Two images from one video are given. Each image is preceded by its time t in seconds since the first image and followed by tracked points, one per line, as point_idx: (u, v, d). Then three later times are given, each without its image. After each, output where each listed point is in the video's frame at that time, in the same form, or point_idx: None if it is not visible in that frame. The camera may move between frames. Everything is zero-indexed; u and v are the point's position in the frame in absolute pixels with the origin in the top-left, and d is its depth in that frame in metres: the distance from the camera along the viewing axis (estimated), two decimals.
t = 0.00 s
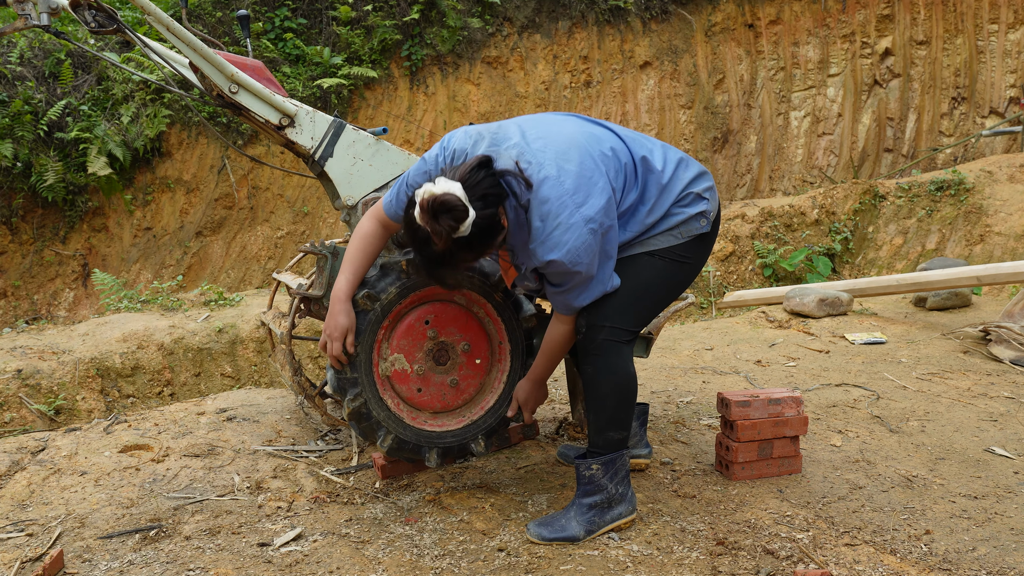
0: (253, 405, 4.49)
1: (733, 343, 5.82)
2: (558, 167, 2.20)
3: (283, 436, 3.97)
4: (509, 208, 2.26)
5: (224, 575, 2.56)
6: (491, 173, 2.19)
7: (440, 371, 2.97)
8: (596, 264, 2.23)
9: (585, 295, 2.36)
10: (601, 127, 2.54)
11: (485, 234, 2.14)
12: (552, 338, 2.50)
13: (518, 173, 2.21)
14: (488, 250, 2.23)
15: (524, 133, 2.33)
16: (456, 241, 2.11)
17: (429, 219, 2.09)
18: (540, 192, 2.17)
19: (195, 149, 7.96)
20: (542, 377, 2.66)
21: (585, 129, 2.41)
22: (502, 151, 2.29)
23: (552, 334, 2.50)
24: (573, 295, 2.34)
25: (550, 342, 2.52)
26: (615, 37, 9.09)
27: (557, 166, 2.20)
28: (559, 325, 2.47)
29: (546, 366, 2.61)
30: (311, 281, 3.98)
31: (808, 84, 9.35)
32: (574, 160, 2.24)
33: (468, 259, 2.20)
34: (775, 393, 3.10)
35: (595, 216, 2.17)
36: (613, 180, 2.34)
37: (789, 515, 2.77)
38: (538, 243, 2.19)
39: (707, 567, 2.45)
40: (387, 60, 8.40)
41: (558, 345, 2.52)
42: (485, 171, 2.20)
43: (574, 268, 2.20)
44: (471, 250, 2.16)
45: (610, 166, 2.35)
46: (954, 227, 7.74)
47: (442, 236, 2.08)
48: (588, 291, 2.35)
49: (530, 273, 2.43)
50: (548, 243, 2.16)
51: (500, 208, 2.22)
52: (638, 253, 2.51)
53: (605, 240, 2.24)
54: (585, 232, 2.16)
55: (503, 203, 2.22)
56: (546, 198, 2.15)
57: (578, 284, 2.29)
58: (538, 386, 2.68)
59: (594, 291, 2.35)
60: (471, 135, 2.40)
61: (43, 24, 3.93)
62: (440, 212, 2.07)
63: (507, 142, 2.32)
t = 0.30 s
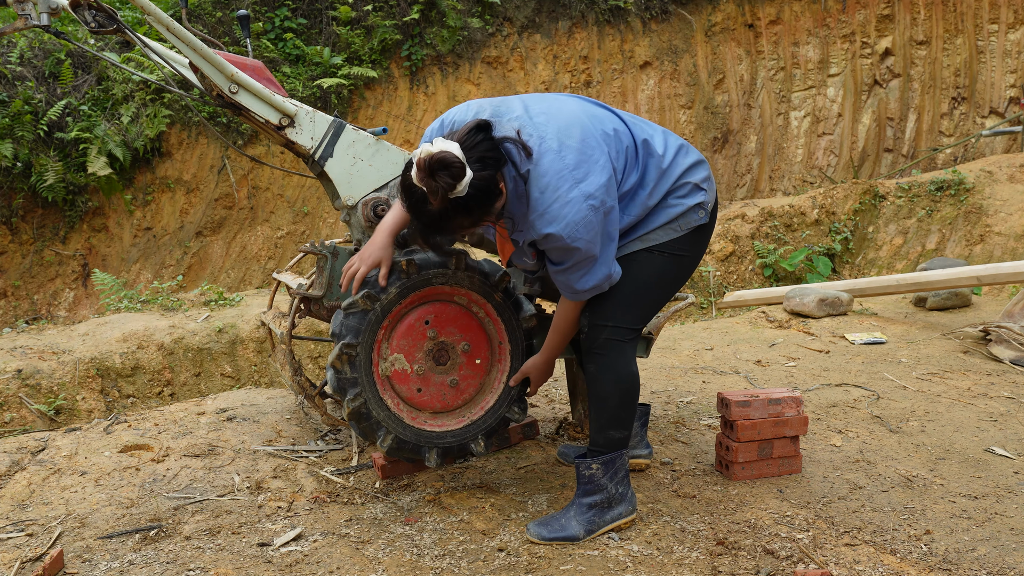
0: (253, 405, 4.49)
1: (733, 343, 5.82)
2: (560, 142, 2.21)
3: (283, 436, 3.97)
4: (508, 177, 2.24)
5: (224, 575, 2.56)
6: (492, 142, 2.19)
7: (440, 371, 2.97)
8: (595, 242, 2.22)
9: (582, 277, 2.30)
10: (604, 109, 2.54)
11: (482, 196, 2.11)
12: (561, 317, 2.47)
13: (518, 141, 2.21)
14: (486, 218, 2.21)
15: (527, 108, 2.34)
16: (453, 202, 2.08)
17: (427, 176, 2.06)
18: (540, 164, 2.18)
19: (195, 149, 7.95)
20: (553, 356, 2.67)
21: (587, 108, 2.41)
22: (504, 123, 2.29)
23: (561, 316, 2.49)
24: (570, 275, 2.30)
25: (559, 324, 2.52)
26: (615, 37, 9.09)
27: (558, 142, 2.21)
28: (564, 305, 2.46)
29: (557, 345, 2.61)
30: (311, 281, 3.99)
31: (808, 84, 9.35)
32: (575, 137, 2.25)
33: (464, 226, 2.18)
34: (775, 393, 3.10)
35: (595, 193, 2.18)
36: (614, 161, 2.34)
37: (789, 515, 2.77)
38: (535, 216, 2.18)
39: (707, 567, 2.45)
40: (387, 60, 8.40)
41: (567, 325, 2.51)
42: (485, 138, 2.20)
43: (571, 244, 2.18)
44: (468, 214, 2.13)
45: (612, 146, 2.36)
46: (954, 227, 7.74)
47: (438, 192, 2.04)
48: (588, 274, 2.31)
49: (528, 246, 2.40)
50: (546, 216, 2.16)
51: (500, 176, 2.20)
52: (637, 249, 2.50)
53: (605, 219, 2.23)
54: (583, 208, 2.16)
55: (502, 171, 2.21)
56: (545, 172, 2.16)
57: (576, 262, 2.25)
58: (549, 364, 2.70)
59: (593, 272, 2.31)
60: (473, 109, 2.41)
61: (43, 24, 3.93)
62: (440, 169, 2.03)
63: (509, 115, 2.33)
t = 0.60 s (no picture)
0: (253, 405, 4.49)
1: (733, 343, 5.82)
2: (542, 151, 2.22)
3: (283, 436, 3.97)
4: (492, 185, 2.25)
5: (224, 575, 2.56)
6: (473, 151, 2.21)
7: (440, 371, 2.97)
8: (577, 251, 2.21)
9: (565, 283, 2.31)
10: (596, 115, 2.53)
11: (466, 207, 2.12)
12: (557, 321, 2.54)
13: (499, 151, 2.22)
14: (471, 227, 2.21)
15: (512, 117, 2.34)
16: (437, 214, 2.09)
17: (409, 192, 2.05)
18: (520, 174, 2.19)
19: (195, 149, 7.95)
20: (548, 357, 2.77)
21: (575, 116, 2.41)
22: (488, 133, 2.30)
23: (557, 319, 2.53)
24: (555, 281, 2.31)
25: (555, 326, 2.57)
26: (615, 37, 9.09)
27: (540, 151, 2.21)
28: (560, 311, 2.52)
29: (552, 345, 2.69)
30: (311, 281, 4.00)
31: (807, 84, 9.35)
32: (558, 146, 2.25)
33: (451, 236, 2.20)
34: (775, 393, 3.10)
35: (576, 202, 2.17)
36: (600, 168, 2.34)
37: (789, 515, 2.77)
38: (516, 226, 2.19)
39: (707, 567, 2.45)
40: (387, 60, 8.40)
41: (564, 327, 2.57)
42: (467, 149, 2.22)
43: (552, 252, 2.18)
44: (455, 224, 2.15)
45: (598, 154, 2.35)
46: (954, 227, 7.74)
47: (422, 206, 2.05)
48: (573, 281, 2.31)
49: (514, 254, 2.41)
50: (526, 226, 2.17)
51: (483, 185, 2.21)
52: (632, 251, 2.50)
53: (588, 228, 2.22)
54: (563, 217, 2.15)
55: (485, 179, 2.23)
56: (525, 182, 2.17)
57: (559, 270, 2.25)
58: (544, 363, 2.81)
59: (578, 280, 2.31)
60: (461, 118, 2.43)
61: (43, 24, 3.93)
62: (421, 182, 2.04)
63: (495, 124, 2.34)
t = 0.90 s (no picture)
0: (253, 405, 4.49)
1: (733, 343, 5.82)
2: (526, 151, 2.23)
3: (283, 436, 3.97)
4: (476, 183, 2.29)
5: (223, 575, 2.56)
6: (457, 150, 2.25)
7: (440, 371, 2.97)
8: (558, 249, 2.20)
9: (550, 281, 2.31)
10: (591, 117, 2.53)
11: (447, 199, 2.18)
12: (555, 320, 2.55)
13: (482, 149, 2.25)
14: (453, 221, 2.27)
15: (502, 118, 2.37)
16: (419, 205, 2.15)
17: (388, 184, 2.13)
18: (502, 172, 2.21)
19: (195, 149, 7.95)
20: (548, 358, 2.75)
21: (567, 117, 2.41)
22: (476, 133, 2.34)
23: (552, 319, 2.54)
24: (540, 280, 2.31)
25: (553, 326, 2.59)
26: (615, 37, 9.09)
27: (525, 151, 2.23)
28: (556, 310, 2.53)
29: (552, 346, 2.69)
30: (311, 281, 4.00)
31: (807, 84, 9.35)
32: (544, 146, 2.26)
33: (435, 229, 2.25)
34: (775, 393, 3.10)
35: (557, 201, 2.17)
36: (588, 169, 2.34)
37: (789, 515, 2.77)
38: (497, 223, 2.21)
39: (707, 567, 2.45)
40: (387, 60, 8.40)
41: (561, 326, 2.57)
42: (451, 147, 2.27)
43: (532, 249, 2.19)
44: (437, 217, 2.20)
45: (587, 154, 2.35)
46: (954, 227, 7.74)
47: (401, 197, 2.12)
48: (560, 279, 2.30)
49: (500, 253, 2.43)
50: (506, 223, 2.18)
51: (466, 181, 2.25)
52: (625, 251, 2.50)
53: (572, 227, 2.22)
54: (543, 215, 2.15)
55: (468, 177, 2.26)
56: (506, 180, 2.19)
57: (542, 268, 2.25)
58: (543, 365, 2.79)
59: (563, 279, 2.30)
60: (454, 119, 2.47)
61: (43, 24, 3.93)
62: (399, 174, 2.10)
63: (484, 124, 2.37)
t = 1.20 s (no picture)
0: (253, 405, 4.49)
1: (733, 343, 5.82)
2: (509, 154, 2.24)
3: (283, 436, 3.97)
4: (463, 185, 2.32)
5: (224, 575, 2.56)
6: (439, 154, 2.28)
7: (437, 370, 2.97)
8: (539, 249, 2.21)
9: (535, 281, 2.31)
10: (581, 121, 2.53)
11: (433, 200, 2.20)
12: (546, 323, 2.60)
13: (467, 152, 2.28)
14: (441, 222, 2.29)
15: (490, 122, 2.39)
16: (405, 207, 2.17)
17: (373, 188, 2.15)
18: (485, 174, 2.23)
19: (195, 149, 7.95)
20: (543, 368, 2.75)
21: (554, 120, 2.41)
22: (463, 137, 2.36)
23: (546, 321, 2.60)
24: (525, 280, 2.32)
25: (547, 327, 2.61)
26: (615, 37, 9.09)
27: (507, 154, 2.24)
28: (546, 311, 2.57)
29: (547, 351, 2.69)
30: (311, 281, 4.00)
31: (808, 84, 9.35)
32: (527, 149, 2.27)
33: (426, 230, 2.29)
34: (775, 393, 3.10)
35: (537, 202, 2.17)
36: (573, 171, 2.33)
37: (789, 515, 2.77)
38: (479, 224, 2.23)
39: (707, 567, 2.45)
40: (387, 60, 8.40)
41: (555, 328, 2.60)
42: (435, 151, 2.31)
43: (512, 249, 2.20)
44: (426, 217, 2.23)
45: (572, 156, 2.34)
46: (954, 227, 7.74)
47: (386, 202, 2.14)
48: (544, 280, 2.31)
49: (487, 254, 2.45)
50: (486, 224, 2.20)
51: (451, 182, 2.28)
52: (611, 254, 2.50)
53: (553, 228, 2.21)
54: (522, 216, 2.16)
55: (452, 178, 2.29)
56: (488, 182, 2.21)
57: (525, 269, 2.26)
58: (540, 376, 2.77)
59: (547, 279, 2.30)
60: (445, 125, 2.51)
61: (43, 24, 3.93)
62: (383, 178, 2.13)
63: (473, 129, 2.39)
